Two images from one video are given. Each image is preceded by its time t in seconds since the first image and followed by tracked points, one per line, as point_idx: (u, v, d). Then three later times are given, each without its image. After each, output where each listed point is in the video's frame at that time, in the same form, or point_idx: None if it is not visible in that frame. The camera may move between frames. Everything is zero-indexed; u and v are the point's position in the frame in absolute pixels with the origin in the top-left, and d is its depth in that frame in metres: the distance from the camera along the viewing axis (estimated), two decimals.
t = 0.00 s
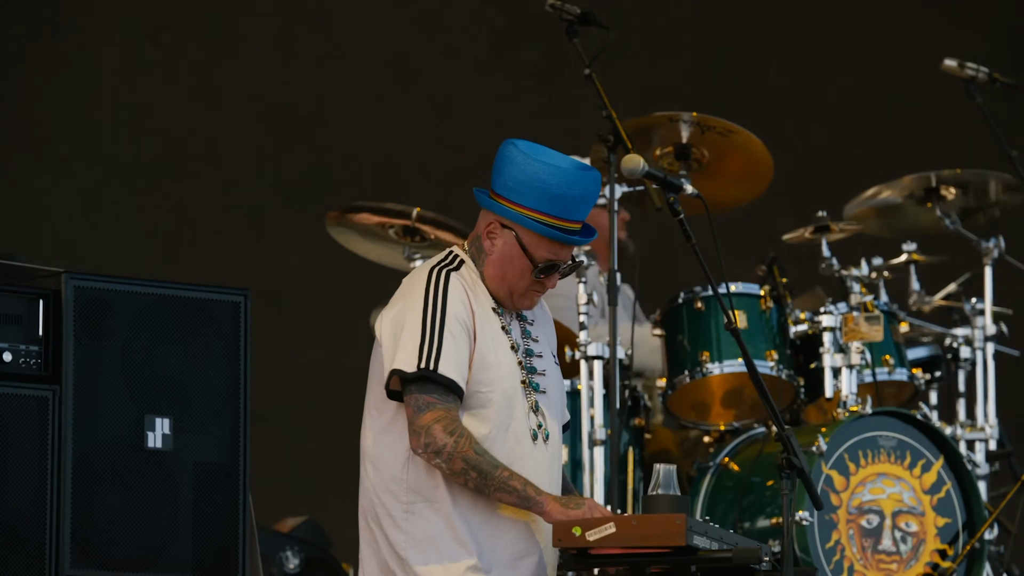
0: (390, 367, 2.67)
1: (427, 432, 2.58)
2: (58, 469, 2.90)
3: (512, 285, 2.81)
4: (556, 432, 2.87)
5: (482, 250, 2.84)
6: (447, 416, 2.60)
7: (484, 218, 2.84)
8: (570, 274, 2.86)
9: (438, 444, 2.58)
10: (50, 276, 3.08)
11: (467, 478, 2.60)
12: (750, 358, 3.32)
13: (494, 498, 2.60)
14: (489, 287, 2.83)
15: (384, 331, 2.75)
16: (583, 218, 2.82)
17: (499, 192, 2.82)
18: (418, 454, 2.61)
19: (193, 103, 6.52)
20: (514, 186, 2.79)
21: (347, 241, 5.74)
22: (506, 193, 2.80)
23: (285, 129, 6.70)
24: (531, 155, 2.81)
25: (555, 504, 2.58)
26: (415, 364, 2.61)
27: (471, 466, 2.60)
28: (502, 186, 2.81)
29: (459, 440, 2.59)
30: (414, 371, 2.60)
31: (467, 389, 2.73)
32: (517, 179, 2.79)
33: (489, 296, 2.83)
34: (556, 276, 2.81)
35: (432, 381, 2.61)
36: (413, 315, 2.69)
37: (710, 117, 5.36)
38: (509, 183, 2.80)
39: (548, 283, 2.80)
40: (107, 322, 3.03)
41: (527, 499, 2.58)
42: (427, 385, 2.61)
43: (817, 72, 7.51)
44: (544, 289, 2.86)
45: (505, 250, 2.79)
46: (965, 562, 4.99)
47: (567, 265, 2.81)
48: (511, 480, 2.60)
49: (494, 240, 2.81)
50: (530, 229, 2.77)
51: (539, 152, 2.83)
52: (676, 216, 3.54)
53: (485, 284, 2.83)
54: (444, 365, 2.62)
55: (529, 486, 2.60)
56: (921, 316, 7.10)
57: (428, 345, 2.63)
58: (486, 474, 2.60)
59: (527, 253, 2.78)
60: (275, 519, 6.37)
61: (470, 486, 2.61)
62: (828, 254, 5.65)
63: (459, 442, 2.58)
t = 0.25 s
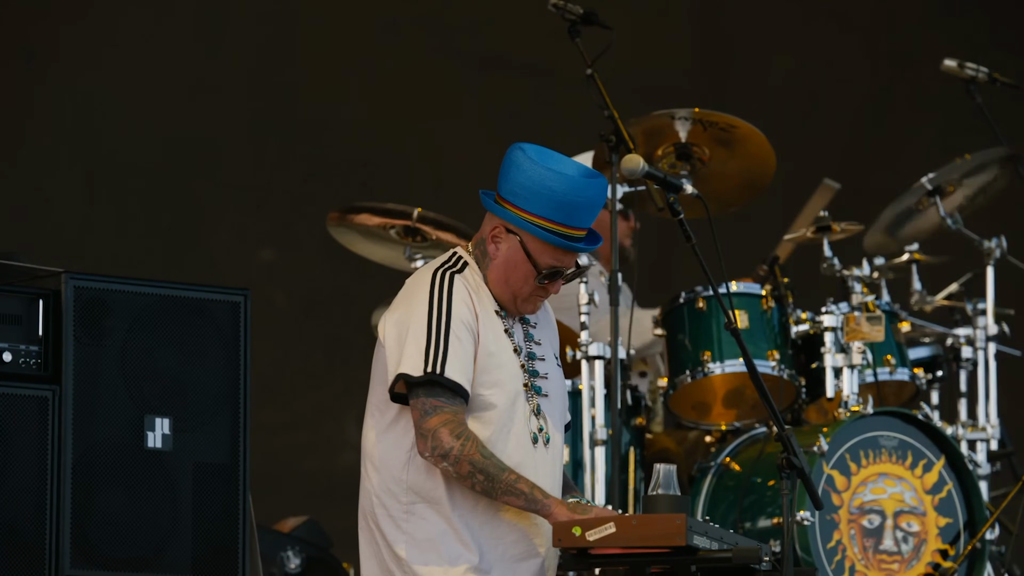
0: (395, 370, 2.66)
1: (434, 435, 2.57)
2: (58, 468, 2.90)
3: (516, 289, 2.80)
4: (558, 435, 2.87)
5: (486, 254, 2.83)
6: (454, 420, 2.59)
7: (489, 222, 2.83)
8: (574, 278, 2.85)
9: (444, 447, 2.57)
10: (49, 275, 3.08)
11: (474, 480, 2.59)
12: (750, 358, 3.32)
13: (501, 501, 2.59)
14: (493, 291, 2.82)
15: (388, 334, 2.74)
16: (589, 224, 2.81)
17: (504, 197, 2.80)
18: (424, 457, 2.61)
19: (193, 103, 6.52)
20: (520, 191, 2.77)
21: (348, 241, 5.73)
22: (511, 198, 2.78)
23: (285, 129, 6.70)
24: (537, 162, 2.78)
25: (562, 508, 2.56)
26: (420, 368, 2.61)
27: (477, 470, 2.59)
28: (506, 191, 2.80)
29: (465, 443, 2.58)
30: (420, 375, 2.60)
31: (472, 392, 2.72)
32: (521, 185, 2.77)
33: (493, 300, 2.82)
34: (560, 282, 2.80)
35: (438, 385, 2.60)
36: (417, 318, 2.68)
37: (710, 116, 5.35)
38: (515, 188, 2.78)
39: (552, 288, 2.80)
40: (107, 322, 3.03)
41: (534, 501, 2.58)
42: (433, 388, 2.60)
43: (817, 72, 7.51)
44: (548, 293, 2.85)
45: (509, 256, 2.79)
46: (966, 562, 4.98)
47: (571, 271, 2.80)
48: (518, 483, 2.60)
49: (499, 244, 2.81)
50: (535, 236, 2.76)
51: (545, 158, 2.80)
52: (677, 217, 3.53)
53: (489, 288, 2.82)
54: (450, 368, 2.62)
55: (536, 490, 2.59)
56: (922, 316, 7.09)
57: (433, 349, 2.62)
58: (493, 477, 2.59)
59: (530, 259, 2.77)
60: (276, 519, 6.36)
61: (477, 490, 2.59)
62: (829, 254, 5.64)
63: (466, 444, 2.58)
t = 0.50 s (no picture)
0: (394, 369, 2.66)
1: (435, 434, 2.57)
2: (58, 468, 2.90)
3: (514, 286, 2.80)
4: (559, 433, 2.87)
5: (484, 252, 2.82)
6: (454, 419, 2.59)
7: (485, 221, 2.83)
8: (572, 274, 2.85)
9: (446, 445, 2.57)
10: (50, 275, 3.08)
11: (476, 479, 2.60)
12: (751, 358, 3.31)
13: (503, 499, 2.61)
14: (491, 289, 2.82)
15: (387, 333, 2.74)
16: (584, 217, 2.80)
17: (499, 194, 2.80)
18: (425, 456, 2.61)
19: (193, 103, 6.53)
20: (515, 187, 2.77)
21: (347, 241, 5.74)
22: (506, 195, 2.78)
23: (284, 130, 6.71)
24: (530, 159, 2.78)
25: (564, 507, 2.59)
26: (421, 367, 2.60)
27: (478, 468, 2.60)
28: (501, 189, 2.79)
29: (467, 441, 2.58)
30: (419, 373, 2.59)
31: (471, 391, 2.72)
32: (516, 181, 2.77)
33: (491, 298, 2.82)
34: (558, 277, 2.79)
35: (438, 384, 2.60)
36: (416, 316, 2.68)
37: (708, 116, 5.35)
38: (509, 185, 2.78)
39: (550, 284, 2.79)
40: (107, 321, 3.03)
41: (537, 499, 2.60)
42: (433, 387, 2.60)
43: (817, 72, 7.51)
44: (547, 289, 2.84)
45: (506, 253, 2.78)
46: (966, 562, 4.99)
47: (568, 266, 2.79)
48: (521, 481, 2.61)
49: (495, 242, 2.80)
50: (530, 230, 2.75)
51: (538, 154, 2.80)
52: (676, 216, 3.52)
53: (487, 285, 2.82)
54: (450, 367, 2.61)
55: (539, 488, 2.61)
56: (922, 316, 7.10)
57: (433, 348, 2.62)
58: (495, 475, 2.60)
59: (528, 256, 2.77)
60: (276, 519, 6.38)
61: (478, 488, 2.61)
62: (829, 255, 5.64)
63: (467, 443, 2.58)
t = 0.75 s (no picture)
0: (393, 370, 2.66)
1: (429, 434, 2.57)
2: (57, 468, 2.90)
3: (513, 287, 2.80)
4: (557, 432, 2.87)
5: (482, 253, 2.83)
6: (448, 419, 2.59)
7: (483, 221, 2.83)
8: (570, 274, 2.85)
9: (439, 446, 2.57)
10: (50, 275, 3.08)
11: (470, 479, 2.60)
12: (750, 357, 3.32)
13: (498, 497, 2.60)
14: (490, 289, 2.82)
15: (385, 334, 2.74)
16: (582, 218, 2.80)
17: (497, 195, 2.80)
18: (422, 456, 2.61)
19: (194, 102, 6.52)
20: (514, 189, 2.76)
21: (347, 241, 5.73)
22: (505, 196, 2.78)
23: (284, 129, 6.72)
24: (528, 160, 2.77)
25: (560, 503, 2.56)
26: (417, 367, 2.60)
27: (473, 467, 2.59)
28: (499, 189, 2.79)
29: (459, 441, 2.58)
30: (418, 374, 2.59)
31: (469, 391, 2.72)
32: (513, 182, 2.77)
33: (490, 298, 2.82)
34: (556, 277, 2.80)
35: (435, 384, 2.60)
36: (414, 317, 2.68)
37: (709, 115, 5.36)
38: (507, 185, 2.77)
39: (549, 285, 2.80)
40: (107, 321, 3.04)
41: (532, 497, 2.59)
42: (430, 387, 2.60)
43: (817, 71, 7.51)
44: (545, 290, 2.85)
45: (504, 255, 2.78)
46: (965, 562, 4.99)
47: (567, 267, 2.79)
48: (516, 479, 2.60)
49: (494, 243, 2.80)
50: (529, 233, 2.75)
51: (537, 155, 2.80)
52: (676, 217, 3.53)
53: (485, 286, 2.82)
54: (447, 367, 2.61)
55: (534, 486, 2.59)
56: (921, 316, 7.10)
57: (430, 348, 2.62)
58: (489, 474, 2.59)
59: (527, 257, 2.77)
60: (275, 518, 6.37)
61: (472, 487, 2.60)
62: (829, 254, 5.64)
63: (460, 443, 2.57)
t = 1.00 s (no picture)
0: (392, 359, 2.65)
1: (433, 422, 2.56)
2: (56, 459, 2.90)
3: (512, 274, 2.79)
4: (555, 420, 2.87)
5: (480, 241, 2.81)
6: (453, 406, 2.58)
7: (481, 209, 2.81)
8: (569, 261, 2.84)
9: (444, 434, 2.56)
10: (49, 265, 3.08)
11: (475, 466, 2.59)
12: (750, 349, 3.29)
13: (503, 486, 2.60)
14: (487, 277, 2.81)
15: (384, 323, 2.74)
16: (580, 204, 2.80)
17: (495, 181, 2.79)
18: (425, 444, 2.60)
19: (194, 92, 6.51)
20: (511, 175, 2.76)
21: (348, 231, 5.72)
22: (502, 183, 2.77)
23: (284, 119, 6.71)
24: (526, 145, 2.77)
25: (564, 494, 2.57)
26: (418, 356, 2.60)
27: (478, 455, 2.59)
28: (497, 176, 2.78)
29: (465, 429, 2.57)
30: (417, 363, 2.59)
31: (469, 379, 2.71)
32: (511, 168, 2.76)
33: (487, 286, 2.82)
34: (556, 264, 2.79)
35: (436, 372, 2.60)
36: (413, 306, 2.67)
37: (710, 106, 5.35)
38: (504, 172, 2.77)
39: (548, 271, 2.78)
40: (106, 311, 3.03)
41: (536, 486, 2.59)
42: (431, 376, 2.60)
43: (818, 60, 7.50)
44: (544, 277, 2.84)
45: (503, 242, 2.77)
46: (965, 552, 5.00)
47: (566, 253, 2.78)
48: (520, 468, 2.60)
49: (492, 230, 2.79)
50: (529, 218, 2.74)
51: (533, 140, 2.79)
52: (675, 206, 3.52)
53: (483, 274, 2.81)
54: (447, 355, 2.61)
55: (538, 474, 2.60)
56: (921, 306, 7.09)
57: (431, 337, 2.61)
58: (494, 463, 2.59)
59: (527, 244, 2.76)
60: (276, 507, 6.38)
61: (478, 475, 2.60)
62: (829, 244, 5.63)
63: (466, 431, 2.57)
